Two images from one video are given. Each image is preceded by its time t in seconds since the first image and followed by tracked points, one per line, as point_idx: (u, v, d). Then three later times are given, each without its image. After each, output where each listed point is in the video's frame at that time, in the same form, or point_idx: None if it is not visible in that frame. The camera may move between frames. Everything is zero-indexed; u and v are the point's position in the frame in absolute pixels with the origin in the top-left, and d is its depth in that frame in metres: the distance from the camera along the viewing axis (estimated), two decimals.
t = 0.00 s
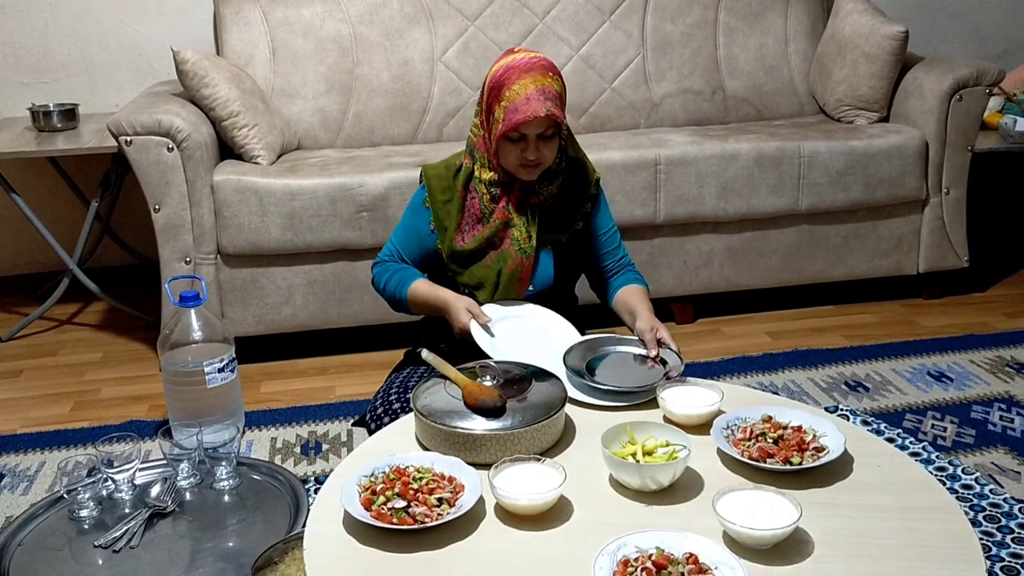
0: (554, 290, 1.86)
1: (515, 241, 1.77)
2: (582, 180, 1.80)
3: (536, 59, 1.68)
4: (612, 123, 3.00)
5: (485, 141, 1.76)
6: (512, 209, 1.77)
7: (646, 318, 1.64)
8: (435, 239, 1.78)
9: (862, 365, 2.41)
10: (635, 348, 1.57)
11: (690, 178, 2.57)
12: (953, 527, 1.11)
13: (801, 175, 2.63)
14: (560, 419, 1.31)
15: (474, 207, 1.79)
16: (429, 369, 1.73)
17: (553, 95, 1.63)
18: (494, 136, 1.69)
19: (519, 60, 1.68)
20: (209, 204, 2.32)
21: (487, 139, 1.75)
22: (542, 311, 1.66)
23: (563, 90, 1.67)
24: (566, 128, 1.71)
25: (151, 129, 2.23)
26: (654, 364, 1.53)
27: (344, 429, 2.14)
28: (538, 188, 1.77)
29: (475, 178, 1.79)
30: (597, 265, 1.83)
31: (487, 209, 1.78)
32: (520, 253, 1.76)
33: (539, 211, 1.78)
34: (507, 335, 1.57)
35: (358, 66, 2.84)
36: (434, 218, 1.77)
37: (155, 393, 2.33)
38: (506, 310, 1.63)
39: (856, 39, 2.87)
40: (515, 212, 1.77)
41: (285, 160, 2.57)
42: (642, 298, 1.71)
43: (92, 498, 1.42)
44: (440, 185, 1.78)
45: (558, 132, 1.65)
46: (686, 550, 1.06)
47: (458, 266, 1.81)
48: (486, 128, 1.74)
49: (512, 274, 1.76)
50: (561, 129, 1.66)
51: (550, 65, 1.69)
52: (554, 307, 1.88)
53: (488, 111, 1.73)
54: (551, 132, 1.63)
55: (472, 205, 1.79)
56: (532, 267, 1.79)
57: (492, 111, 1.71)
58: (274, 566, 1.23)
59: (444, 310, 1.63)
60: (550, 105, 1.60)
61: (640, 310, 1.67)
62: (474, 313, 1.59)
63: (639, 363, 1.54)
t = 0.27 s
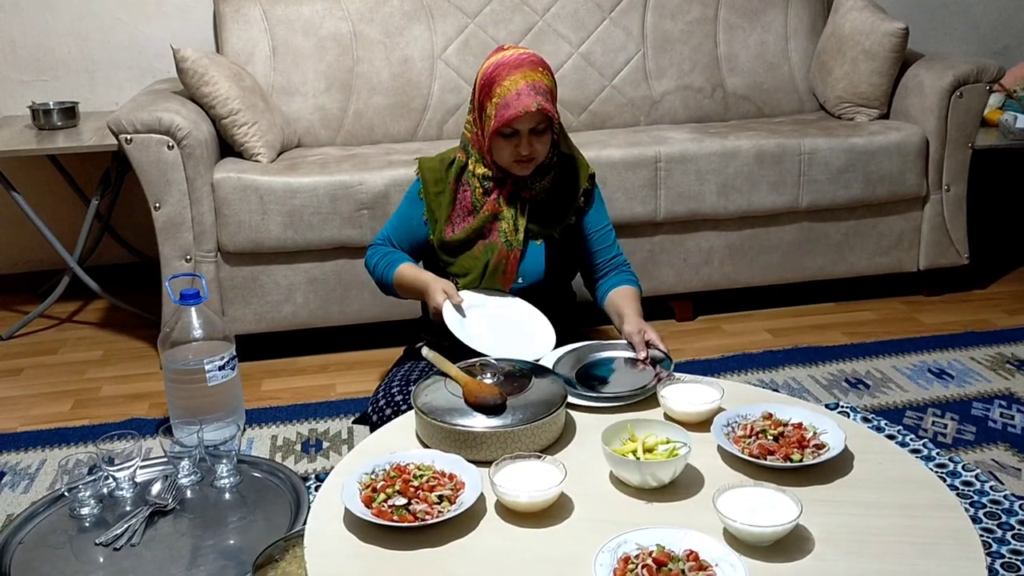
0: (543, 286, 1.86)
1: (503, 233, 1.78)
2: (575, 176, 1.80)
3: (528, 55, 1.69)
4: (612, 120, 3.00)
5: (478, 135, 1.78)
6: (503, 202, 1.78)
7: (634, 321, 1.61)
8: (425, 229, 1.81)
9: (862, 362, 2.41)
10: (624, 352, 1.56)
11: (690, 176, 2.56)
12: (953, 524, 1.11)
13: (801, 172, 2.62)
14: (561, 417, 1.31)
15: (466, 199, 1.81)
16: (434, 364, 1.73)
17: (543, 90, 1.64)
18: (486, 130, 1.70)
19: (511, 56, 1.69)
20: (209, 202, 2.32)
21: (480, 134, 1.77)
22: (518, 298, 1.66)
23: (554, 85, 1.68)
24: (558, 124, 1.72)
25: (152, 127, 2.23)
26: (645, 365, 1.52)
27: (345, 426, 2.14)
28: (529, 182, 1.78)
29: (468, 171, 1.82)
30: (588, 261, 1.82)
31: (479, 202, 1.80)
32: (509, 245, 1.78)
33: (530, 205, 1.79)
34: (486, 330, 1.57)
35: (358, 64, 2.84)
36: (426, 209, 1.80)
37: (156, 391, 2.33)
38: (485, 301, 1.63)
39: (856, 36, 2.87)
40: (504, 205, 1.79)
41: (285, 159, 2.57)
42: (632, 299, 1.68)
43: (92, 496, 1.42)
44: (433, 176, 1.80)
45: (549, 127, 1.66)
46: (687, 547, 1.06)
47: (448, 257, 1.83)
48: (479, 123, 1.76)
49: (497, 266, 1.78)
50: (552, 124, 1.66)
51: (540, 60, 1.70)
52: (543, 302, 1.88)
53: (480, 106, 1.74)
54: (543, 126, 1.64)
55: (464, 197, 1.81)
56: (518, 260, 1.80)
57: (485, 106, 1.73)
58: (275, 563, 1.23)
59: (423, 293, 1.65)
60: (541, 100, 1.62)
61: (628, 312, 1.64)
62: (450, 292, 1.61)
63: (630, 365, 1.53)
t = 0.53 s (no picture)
0: (543, 280, 1.84)
1: (503, 226, 1.78)
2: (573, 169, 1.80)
3: (523, 48, 1.69)
4: (612, 118, 3.00)
5: (475, 130, 1.78)
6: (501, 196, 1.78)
7: (627, 320, 1.61)
8: (424, 225, 1.80)
9: (863, 359, 2.41)
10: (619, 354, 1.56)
11: (691, 173, 2.56)
12: (954, 520, 1.11)
13: (802, 169, 2.62)
14: (562, 414, 1.31)
15: (464, 194, 1.81)
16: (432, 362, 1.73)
17: (540, 81, 1.63)
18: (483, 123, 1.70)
19: (507, 49, 1.70)
20: (210, 200, 2.32)
21: (477, 128, 1.77)
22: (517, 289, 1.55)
23: (550, 77, 1.68)
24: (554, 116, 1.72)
25: (153, 125, 2.23)
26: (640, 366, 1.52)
27: (346, 424, 2.14)
28: (527, 175, 1.79)
29: (465, 166, 1.82)
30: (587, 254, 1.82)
31: (477, 196, 1.80)
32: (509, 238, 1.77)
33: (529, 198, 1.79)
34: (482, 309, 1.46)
35: (358, 61, 2.84)
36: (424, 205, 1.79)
37: (157, 390, 2.33)
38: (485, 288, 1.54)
39: (857, 32, 2.86)
40: (503, 198, 1.79)
41: (286, 157, 2.57)
42: (628, 295, 1.68)
43: (94, 494, 1.42)
44: (430, 173, 1.81)
45: (547, 119, 1.66)
46: (689, 545, 1.06)
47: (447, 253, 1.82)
48: (476, 118, 1.76)
49: (498, 258, 1.77)
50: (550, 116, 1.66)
51: (535, 53, 1.70)
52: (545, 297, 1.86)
53: (477, 101, 1.74)
54: (540, 118, 1.64)
55: (462, 192, 1.81)
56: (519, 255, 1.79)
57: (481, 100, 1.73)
58: (277, 561, 1.23)
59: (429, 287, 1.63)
60: (538, 91, 1.61)
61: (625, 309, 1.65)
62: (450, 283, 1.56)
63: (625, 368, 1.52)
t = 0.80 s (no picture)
0: (547, 277, 1.86)
1: (509, 224, 1.78)
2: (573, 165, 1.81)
3: (521, 43, 1.69)
4: (614, 117, 3.00)
5: (475, 127, 1.76)
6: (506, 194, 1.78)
7: (631, 319, 1.62)
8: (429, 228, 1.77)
9: (865, 358, 2.41)
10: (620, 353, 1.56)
11: (692, 172, 2.56)
12: (957, 519, 1.11)
13: (804, 168, 2.62)
14: (564, 414, 1.31)
15: (467, 194, 1.79)
16: (433, 362, 1.73)
17: (540, 74, 1.64)
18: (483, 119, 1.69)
19: (505, 44, 1.70)
20: (212, 200, 2.32)
21: (478, 127, 1.76)
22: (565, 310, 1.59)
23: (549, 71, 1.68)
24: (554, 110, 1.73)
25: (154, 125, 2.23)
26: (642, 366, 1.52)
27: (348, 424, 2.14)
28: (528, 172, 1.78)
29: (466, 167, 1.79)
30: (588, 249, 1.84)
31: (480, 196, 1.79)
32: (515, 235, 1.78)
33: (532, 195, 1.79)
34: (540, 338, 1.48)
35: (360, 61, 2.84)
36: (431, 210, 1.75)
37: (159, 389, 2.34)
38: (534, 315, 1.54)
39: (859, 31, 2.86)
40: (507, 197, 1.78)
41: (288, 156, 2.57)
42: (631, 293, 1.69)
43: (97, 494, 1.42)
44: (433, 175, 1.77)
45: (546, 112, 1.67)
46: (690, 544, 1.06)
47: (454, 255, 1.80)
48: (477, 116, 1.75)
49: (507, 257, 1.78)
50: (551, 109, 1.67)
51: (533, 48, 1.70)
52: (546, 291, 1.88)
53: (477, 98, 1.73)
54: (541, 111, 1.64)
55: (465, 193, 1.79)
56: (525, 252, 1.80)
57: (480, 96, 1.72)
58: (279, 561, 1.23)
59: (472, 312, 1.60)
60: (539, 83, 1.61)
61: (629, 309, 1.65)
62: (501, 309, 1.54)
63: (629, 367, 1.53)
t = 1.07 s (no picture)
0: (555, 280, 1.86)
1: (517, 229, 1.77)
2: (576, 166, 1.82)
3: (522, 43, 1.69)
4: (614, 117, 3.00)
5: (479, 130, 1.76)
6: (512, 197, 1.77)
7: (637, 304, 1.67)
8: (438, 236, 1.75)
9: (866, 358, 2.41)
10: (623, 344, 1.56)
11: (693, 172, 2.56)
12: (958, 519, 1.11)
13: (805, 167, 2.62)
14: (565, 413, 1.31)
15: (474, 199, 1.77)
16: (433, 363, 1.73)
17: (541, 74, 1.64)
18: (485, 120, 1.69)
19: (505, 45, 1.69)
20: (212, 200, 2.32)
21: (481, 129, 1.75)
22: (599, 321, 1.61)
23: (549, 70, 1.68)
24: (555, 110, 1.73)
25: (154, 125, 2.23)
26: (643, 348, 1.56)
27: (349, 424, 2.15)
28: (532, 175, 1.78)
29: (471, 171, 1.78)
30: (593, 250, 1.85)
31: (486, 200, 1.77)
32: (524, 239, 1.77)
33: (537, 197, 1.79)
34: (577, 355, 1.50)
35: (360, 61, 2.84)
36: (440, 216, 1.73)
37: (159, 389, 2.34)
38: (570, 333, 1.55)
39: (859, 31, 2.86)
40: (513, 201, 1.77)
41: (288, 156, 2.57)
42: (636, 286, 1.73)
43: (98, 494, 1.42)
44: (440, 182, 1.75)
45: (547, 112, 1.66)
46: (691, 544, 1.06)
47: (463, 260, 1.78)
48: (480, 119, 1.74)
49: (518, 262, 1.77)
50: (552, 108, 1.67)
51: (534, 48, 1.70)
52: (555, 294, 1.88)
53: (478, 100, 1.73)
54: (541, 110, 1.64)
55: (471, 198, 1.77)
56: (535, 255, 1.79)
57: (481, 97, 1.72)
58: (280, 561, 1.23)
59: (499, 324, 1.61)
60: (538, 82, 1.61)
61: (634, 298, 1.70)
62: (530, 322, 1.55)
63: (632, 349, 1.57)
